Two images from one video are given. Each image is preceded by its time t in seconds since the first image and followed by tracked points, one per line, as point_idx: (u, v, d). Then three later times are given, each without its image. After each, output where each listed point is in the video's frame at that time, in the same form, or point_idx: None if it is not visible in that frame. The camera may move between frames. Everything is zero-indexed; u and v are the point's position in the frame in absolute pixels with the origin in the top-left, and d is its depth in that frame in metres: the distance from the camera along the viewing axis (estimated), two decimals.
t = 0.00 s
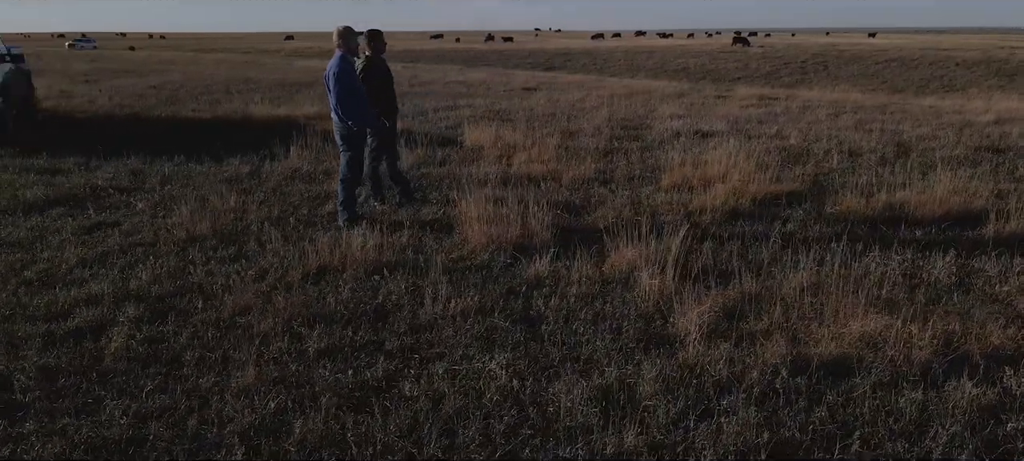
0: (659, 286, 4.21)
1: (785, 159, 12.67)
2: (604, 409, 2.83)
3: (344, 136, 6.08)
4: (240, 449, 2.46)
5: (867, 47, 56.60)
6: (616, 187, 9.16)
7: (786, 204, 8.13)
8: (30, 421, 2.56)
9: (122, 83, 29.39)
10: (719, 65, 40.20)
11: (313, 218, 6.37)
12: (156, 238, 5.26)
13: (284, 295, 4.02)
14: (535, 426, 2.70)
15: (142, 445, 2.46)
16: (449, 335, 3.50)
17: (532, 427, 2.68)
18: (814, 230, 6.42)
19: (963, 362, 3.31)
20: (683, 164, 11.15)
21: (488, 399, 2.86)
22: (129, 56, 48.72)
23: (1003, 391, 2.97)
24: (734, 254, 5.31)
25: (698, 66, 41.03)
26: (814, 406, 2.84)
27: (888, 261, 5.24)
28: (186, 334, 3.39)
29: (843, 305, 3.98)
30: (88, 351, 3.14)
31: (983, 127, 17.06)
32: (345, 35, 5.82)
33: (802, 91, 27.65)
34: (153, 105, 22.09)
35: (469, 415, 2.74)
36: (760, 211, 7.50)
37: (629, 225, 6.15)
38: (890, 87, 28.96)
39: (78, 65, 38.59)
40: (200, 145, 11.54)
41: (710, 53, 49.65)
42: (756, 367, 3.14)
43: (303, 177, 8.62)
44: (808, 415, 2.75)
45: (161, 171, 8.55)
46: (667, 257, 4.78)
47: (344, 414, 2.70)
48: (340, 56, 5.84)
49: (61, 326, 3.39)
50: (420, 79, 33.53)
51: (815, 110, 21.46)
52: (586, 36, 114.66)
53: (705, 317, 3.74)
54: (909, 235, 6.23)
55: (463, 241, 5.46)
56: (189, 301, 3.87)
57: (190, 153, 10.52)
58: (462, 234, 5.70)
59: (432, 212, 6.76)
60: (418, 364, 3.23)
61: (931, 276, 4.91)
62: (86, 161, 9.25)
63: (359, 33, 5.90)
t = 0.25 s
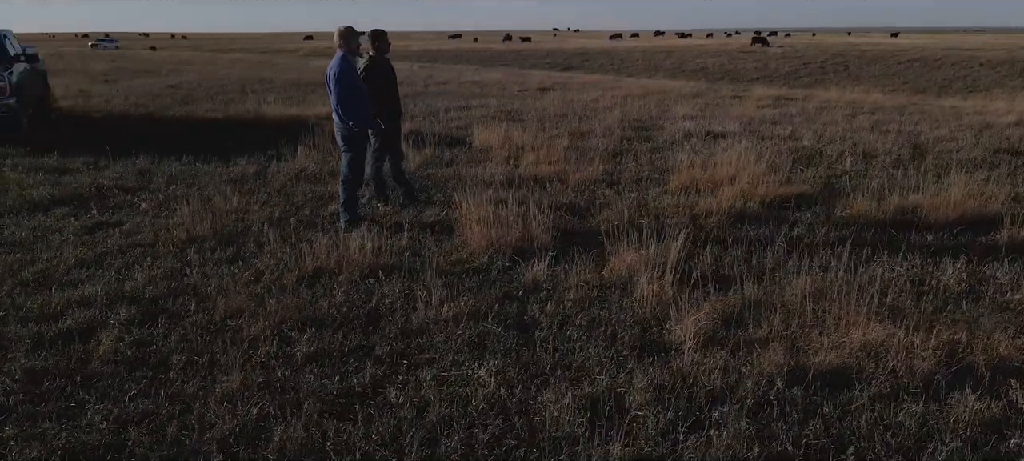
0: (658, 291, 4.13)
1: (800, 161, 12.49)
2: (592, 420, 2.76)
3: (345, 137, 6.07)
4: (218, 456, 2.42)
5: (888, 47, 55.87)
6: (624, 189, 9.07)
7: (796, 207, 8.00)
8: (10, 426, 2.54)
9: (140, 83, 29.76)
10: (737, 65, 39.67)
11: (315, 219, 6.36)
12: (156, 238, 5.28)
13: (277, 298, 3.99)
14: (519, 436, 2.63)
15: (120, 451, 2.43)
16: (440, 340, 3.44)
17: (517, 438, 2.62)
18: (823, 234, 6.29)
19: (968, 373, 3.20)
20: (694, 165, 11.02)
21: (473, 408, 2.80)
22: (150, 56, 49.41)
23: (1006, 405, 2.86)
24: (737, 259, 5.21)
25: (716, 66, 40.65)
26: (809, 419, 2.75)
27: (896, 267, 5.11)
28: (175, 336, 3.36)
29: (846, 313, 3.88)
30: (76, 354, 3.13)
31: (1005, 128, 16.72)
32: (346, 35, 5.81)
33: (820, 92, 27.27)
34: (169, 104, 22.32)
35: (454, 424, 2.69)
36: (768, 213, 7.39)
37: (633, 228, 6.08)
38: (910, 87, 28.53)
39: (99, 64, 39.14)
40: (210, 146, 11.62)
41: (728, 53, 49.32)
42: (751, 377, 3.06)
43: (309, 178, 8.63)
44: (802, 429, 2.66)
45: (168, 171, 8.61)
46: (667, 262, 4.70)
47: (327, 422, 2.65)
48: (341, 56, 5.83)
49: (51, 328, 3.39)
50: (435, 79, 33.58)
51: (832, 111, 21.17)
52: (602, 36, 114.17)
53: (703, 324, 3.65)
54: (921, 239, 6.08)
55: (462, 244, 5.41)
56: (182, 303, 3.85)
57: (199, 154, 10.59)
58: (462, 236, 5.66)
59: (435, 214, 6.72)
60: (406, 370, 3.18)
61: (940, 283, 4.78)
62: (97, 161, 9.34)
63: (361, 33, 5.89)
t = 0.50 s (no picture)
0: (655, 296, 4.06)
1: (814, 163, 12.31)
2: (580, 430, 2.69)
3: (346, 138, 6.05)
4: None
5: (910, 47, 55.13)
6: (632, 191, 8.98)
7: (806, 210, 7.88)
8: None
9: (157, 83, 30.09)
10: (757, 65, 39.56)
11: (316, 220, 6.34)
12: (155, 239, 5.29)
13: (270, 301, 3.97)
14: (504, 447, 2.58)
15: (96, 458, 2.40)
16: (430, 345, 3.39)
17: (501, 448, 2.56)
18: (831, 238, 6.17)
19: (971, 385, 3.09)
20: (705, 167, 10.89)
21: (458, 416, 2.75)
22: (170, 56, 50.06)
23: (1010, 421, 2.75)
24: (740, 263, 5.12)
25: (733, 66, 40.31)
26: (803, 433, 2.66)
27: (905, 273, 4.99)
28: (163, 339, 3.35)
29: (848, 320, 3.78)
30: (64, 356, 3.12)
31: None
32: (347, 35, 5.81)
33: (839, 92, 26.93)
34: (184, 104, 22.53)
35: (437, 432, 2.63)
36: (777, 217, 7.26)
37: (635, 231, 6.02)
38: (933, 88, 28.10)
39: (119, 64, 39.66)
40: (219, 147, 11.71)
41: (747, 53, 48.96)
42: (746, 387, 2.97)
43: (315, 178, 8.65)
44: (795, 443, 2.58)
45: (175, 172, 8.67)
46: (667, 266, 4.63)
47: (308, 429, 2.61)
48: (342, 56, 5.81)
49: (42, 329, 3.38)
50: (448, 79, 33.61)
51: (849, 112, 20.89)
52: (619, 36, 113.71)
53: (700, 331, 3.57)
54: (932, 244, 5.94)
55: (461, 247, 5.37)
56: (174, 305, 3.84)
57: (207, 155, 10.69)
58: (462, 239, 5.62)
59: (436, 215, 6.69)
60: (394, 376, 3.13)
61: (949, 290, 4.65)
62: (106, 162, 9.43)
63: (362, 32, 5.86)
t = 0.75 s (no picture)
0: (653, 301, 3.99)
1: (828, 164, 12.13)
2: (565, 440, 2.64)
3: (348, 139, 6.02)
4: None
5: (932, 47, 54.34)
6: (640, 193, 8.88)
7: (816, 213, 7.76)
8: None
9: (174, 83, 30.41)
10: (775, 65, 39.20)
11: (317, 221, 6.33)
12: (154, 239, 5.30)
13: (263, 303, 3.95)
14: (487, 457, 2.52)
15: None
16: (420, 350, 3.35)
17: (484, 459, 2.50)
18: (840, 242, 6.04)
19: (975, 398, 2.99)
20: (716, 168, 10.76)
21: (442, 423, 2.71)
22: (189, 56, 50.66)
23: (1014, 436, 2.65)
24: (743, 268, 5.03)
25: (750, 66, 39.94)
26: (796, 447, 2.58)
27: (913, 278, 4.87)
28: (153, 340, 3.33)
29: (850, 327, 3.69)
30: (52, 357, 3.12)
31: None
32: (348, 35, 5.79)
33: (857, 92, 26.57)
34: (199, 104, 22.72)
35: (420, 441, 2.59)
36: (785, 220, 7.14)
37: (638, 234, 5.94)
38: (955, 88, 27.65)
39: (138, 64, 40.15)
40: (229, 148, 11.77)
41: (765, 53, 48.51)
42: (739, 397, 2.90)
43: (320, 179, 8.67)
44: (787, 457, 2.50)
45: (182, 172, 8.71)
46: (667, 270, 4.55)
47: (290, 435, 2.57)
48: (344, 56, 5.79)
49: (33, 330, 3.39)
50: (462, 79, 33.61)
51: (867, 113, 20.59)
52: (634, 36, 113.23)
53: (697, 338, 3.49)
54: (944, 248, 5.80)
55: (460, 249, 5.33)
56: (167, 307, 3.83)
57: (216, 155, 10.74)
58: (461, 240, 5.58)
59: (439, 217, 6.65)
60: (382, 381, 3.09)
61: (959, 296, 4.53)
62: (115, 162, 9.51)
63: (364, 32, 5.84)
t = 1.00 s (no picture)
0: (648, 306, 3.92)
1: (842, 165, 11.93)
2: (549, 449, 2.58)
3: (348, 139, 6.01)
4: None
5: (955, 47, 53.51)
6: (646, 194, 8.78)
7: (825, 216, 7.63)
8: None
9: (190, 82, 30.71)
10: (794, 66, 38.81)
11: (318, 222, 6.33)
12: (154, 239, 5.32)
13: (256, 305, 3.94)
14: None
15: None
16: (409, 354, 3.31)
17: None
18: (848, 245, 5.90)
19: (976, 410, 2.90)
20: (726, 169, 10.62)
21: (424, 430, 2.66)
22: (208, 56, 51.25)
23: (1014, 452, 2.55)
24: (745, 272, 4.93)
25: (767, 66, 39.53)
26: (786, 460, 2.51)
27: (920, 284, 4.74)
28: (142, 342, 3.33)
29: (850, 335, 3.60)
30: (40, 358, 3.12)
31: None
32: (348, 35, 5.77)
33: (876, 93, 26.20)
34: (213, 103, 22.93)
35: (401, 448, 2.54)
36: (793, 223, 7.01)
37: (640, 237, 5.87)
38: (978, 89, 27.17)
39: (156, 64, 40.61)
40: (237, 148, 11.83)
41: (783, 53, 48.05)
42: (730, 407, 2.82)
43: (325, 179, 8.69)
44: None
45: (189, 172, 8.77)
46: (665, 275, 4.48)
47: (269, 441, 2.54)
48: (344, 56, 5.77)
49: (24, 330, 3.40)
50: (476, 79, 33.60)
51: (886, 114, 20.27)
52: (650, 36, 112.52)
53: (691, 344, 3.42)
54: (955, 253, 5.65)
55: (458, 250, 5.29)
56: (159, 308, 3.83)
57: (224, 155, 10.79)
58: (460, 242, 5.53)
59: (440, 218, 6.61)
60: (367, 386, 3.05)
61: (968, 304, 4.40)
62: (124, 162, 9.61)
63: (364, 32, 5.82)
